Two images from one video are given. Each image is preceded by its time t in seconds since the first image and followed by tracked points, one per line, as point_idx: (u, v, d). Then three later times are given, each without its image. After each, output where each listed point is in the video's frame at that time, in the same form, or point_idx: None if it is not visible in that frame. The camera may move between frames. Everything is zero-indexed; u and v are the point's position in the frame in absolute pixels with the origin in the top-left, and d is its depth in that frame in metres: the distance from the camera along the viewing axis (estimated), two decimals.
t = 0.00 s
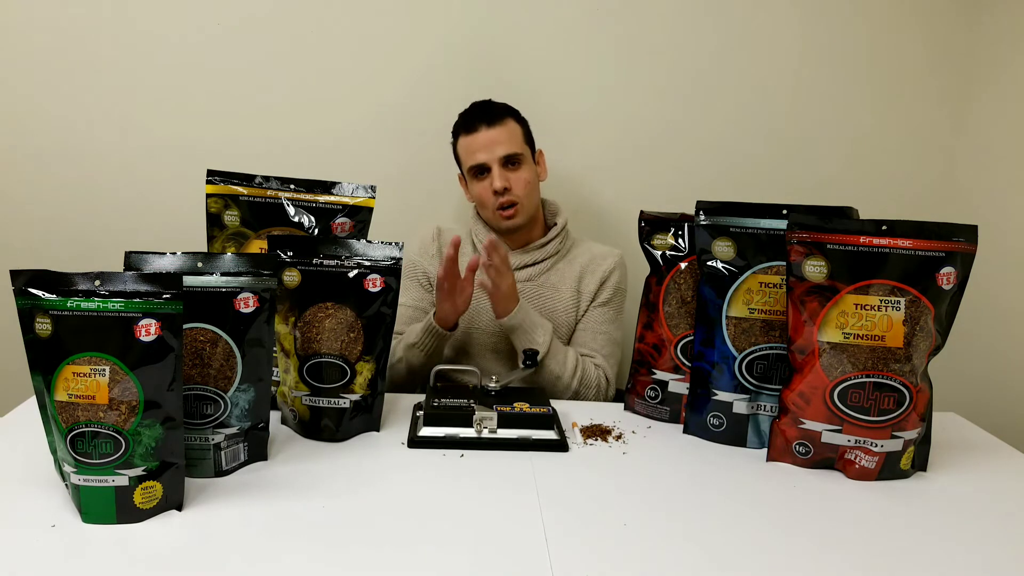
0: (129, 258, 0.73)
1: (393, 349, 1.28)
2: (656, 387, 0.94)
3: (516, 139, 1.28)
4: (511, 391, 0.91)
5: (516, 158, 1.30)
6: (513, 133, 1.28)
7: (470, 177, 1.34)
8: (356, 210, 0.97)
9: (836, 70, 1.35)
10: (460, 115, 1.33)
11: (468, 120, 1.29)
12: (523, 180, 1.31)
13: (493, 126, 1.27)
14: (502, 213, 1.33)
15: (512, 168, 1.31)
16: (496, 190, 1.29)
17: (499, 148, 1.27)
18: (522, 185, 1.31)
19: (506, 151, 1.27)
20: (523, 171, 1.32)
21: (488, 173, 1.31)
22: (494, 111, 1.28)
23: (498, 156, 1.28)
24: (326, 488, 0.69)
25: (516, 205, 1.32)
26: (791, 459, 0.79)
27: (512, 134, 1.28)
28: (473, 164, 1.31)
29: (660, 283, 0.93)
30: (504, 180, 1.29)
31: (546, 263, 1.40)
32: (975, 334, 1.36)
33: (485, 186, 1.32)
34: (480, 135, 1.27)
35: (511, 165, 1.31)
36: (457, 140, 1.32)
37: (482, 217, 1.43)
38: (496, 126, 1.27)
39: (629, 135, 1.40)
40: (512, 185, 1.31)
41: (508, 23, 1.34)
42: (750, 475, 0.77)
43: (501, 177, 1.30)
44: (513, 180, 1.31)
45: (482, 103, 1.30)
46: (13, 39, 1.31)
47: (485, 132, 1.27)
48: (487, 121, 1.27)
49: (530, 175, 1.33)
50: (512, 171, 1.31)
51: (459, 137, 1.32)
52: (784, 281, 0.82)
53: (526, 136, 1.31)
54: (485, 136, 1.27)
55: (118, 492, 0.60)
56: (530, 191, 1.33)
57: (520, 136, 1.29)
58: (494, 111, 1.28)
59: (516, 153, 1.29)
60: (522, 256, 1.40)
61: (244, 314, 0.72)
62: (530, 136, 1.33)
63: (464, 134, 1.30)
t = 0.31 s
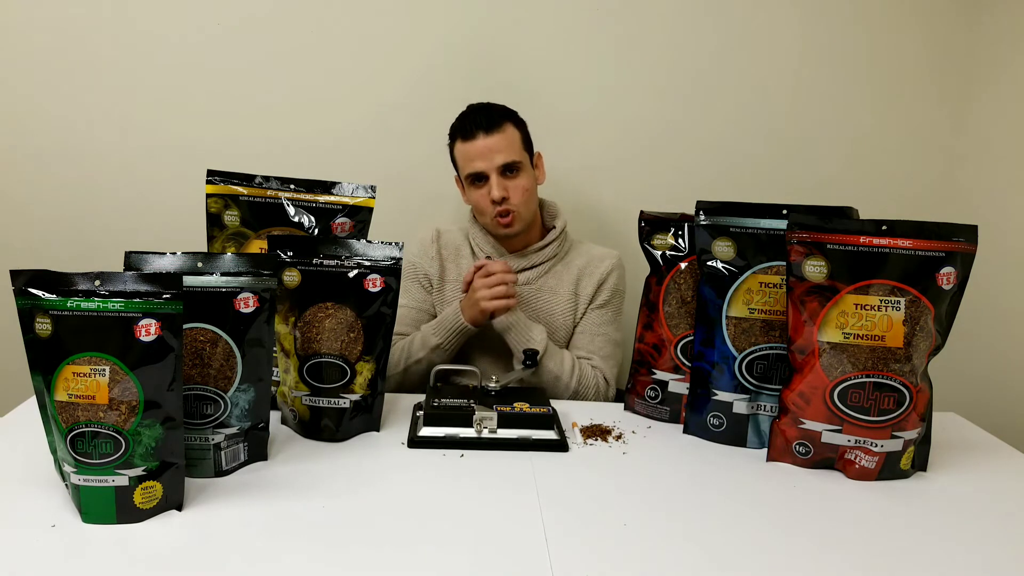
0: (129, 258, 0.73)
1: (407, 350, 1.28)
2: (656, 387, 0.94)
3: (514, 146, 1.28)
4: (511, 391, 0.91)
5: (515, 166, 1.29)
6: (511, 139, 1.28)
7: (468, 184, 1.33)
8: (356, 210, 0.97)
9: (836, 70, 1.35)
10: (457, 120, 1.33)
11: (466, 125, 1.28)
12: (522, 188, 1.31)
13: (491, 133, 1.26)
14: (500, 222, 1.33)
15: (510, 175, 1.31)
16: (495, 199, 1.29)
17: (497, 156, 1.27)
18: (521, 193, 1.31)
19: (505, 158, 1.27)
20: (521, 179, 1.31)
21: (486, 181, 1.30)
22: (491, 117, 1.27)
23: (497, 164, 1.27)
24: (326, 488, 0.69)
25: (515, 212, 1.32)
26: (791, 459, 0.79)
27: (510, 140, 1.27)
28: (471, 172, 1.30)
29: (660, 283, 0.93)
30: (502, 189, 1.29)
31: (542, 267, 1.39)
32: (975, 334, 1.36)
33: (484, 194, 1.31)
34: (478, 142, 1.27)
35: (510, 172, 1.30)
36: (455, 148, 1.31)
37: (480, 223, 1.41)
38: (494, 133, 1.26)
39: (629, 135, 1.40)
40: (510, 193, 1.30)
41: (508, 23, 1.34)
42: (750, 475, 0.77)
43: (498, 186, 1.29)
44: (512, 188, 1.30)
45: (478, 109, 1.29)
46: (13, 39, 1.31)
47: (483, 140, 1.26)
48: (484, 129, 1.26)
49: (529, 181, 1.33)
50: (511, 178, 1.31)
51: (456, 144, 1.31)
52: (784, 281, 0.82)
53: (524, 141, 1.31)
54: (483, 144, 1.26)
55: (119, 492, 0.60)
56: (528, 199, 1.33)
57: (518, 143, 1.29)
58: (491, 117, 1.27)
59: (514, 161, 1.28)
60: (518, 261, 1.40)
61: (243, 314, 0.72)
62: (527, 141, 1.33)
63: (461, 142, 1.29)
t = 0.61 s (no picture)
0: (129, 258, 0.73)
1: (414, 353, 1.28)
2: (656, 387, 0.94)
3: (514, 143, 1.28)
4: (511, 391, 0.91)
5: (515, 163, 1.29)
6: (512, 137, 1.28)
7: (468, 181, 1.33)
8: (356, 210, 0.97)
9: (836, 70, 1.35)
10: (458, 117, 1.33)
11: (467, 123, 1.28)
12: (522, 185, 1.31)
13: (491, 130, 1.26)
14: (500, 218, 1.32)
15: (511, 172, 1.31)
16: (495, 196, 1.28)
17: (498, 152, 1.27)
18: (521, 190, 1.31)
19: (505, 155, 1.27)
20: (522, 176, 1.31)
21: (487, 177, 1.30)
22: (492, 114, 1.27)
23: (497, 160, 1.27)
24: (326, 488, 0.69)
25: (515, 210, 1.32)
26: (791, 459, 0.79)
27: (511, 137, 1.27)
28: (471, 168, 1.31)
29: (660, 283, 0.93)
30: (502, 185, 1.29)
31: (543, 267, 1.39)
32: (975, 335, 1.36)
33: (484, 191, 1.31)
34: (479, 139, 1.27)
35: (510, 169, 1.30)
36: (455, 144, 1.32)
37: (480, 221, 1.41)
38: (494, 130, 1.26)
39: (629, 135, 1.40)
40: (510, 190, 1.30)
41: (508, 23, 1.34)
42: (750, 475, 0.77)
43: (499, 182, 1.29)
44: (512, 185, 1.30)
45: (480, 106, 1.30)
46: (13, 39, 1.31)
47: (483, 137, 1.27)
48: (485, 126, 1.26)
49: (529, 179, 1.33)
50: (511, 175, 1.31)
51: (457, 141, 1.31)
52: (784, 281, 0.82)
53: (525, 139, 1.31)
54: (484, 140, 1.26)
55: (119, 492, 0.60)
56: (528, 195, 1.32)
57: (518, 140, 1.29)
58: (492, 114, 1.27)
59: (514, 158, 1.28)
60: (519, 261, 1.39)
61: (244, 314, 0.72)
62: (528, 139, 1.33)
63: (461, 138, 1.29)
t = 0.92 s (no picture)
0: (129, 258, 0.73)
1: (412, 353, 1.28)
2: (656, 387, 0.94)
3: (521, 143, 1.28)
4: (511, 391, 0.91)
5: (520, 162, 1.30)
6: (518, 136, 1.28)
7: (473, 179, 1.33)
8: (356, 210, 0.97)
9: (836, 70, 1.35)
10: (464, 115, 1.32)
11: (474, 122, 1.28)
12: (526, 185, 1.31)
13: (499, 130, 1.26)
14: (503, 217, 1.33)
15: (515, 172, 1.31)
16: (500, 194, 1.29)
17: (504, 152, 1.27)
18: (525, 190, 1.31)
19: (512, 154, 1.27)
20: (527, 176, 1.32)
21: (491, 176, 1.31)
22: (500, 113, 1.27)
23: (503, 159, 1.27)
24: (326, 488, 0.69)
25: (519, 209, 1.32)
26: (791, 459, 0.79)
27: (518, 137, 1.27)
28: (476, 166, 1.31)
29: (661, 283, 0.93)
30: (507, 184, 1.29)
31: (544, 268, 1.39)
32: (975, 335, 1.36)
33: (488, 189, 1.32)
34: (485, 138, 1.26)
35: (515, 168, 1.30)
36: (461, 141, 1.31)
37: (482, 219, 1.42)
38: (502, 129, 1.26)
39: (629, 135, 1.40)
40: (515, 189, 1.31)
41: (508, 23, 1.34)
42: (750, 475, 0.77)
43: (504, 181, 1.29)
44: (517, 184, 1.30)
45: (487, 104, 1.29)
46: (13, 40, 1.31)
47: (490, 136, 1.26)
48: (492, 124, 1.26)
49: (534, 179, 1.33)
50: (516, 175, 1.31)
51: (462, 138, 1.31)
52: (784, 281, 0.82)
53: (531, 139, 1.31)
54: (491, 139, 1.26)
55: (118, 492, 0.60)
56: (533, 195, 1.33)
57: (525, 140, 1.29)
58: (499, 113, 1.27)
59: (520, 157, 1.29)
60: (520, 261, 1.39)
61: (243, 314, 0.72)
62: (534, 138, 1.33)
63: (468, 136, 1.29)
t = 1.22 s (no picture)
0: (129, 258, 0.73)
1: (409, 354, 1.28)
2: (656, 387, 0.94)
3: (522, 147, 1.27)
4: (510, 391, 0.91)
5: (520, 166, 1.29)
6: (520, 139, 1.27)
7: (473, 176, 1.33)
8: (356, 210, 0.97)
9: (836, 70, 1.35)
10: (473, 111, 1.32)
11: (480, 119, 1.27)
12: (523, 190, 1.30)
13: (501, 130, 1.25)
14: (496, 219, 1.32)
15: (514, 175, 1.30)
16: (495, 195, 1.28)
17: (503, 154, 1.26)
18: (522, 194, 1.30)
19: (510, 157, 1.26)
20: (525, 180, 1.30)
21: (489, 176, 1.30)
22: (505, 113, 1.26)
23: (501, 161, 1.26)
24: (327, 488, 0.69)
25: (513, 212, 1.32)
26: (791, 459, 0.79)
27: (520, 140, 1.26)
28: (476, 165, 1.30)
29: (660, 283, 0.93)
30: (503, 187, 1.29)
31: (545, 268, 1.39)
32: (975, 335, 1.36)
33: (485, 189, 1.31)
34: (488, 137, 1.26)
35: (514, 171, 1.29)
36: (468, 137, 1.31)
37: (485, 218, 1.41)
38: (504, 131, 1.25)
39: (629, 135, 1.40)
40: (511, 193, 1.30)
41: (508, 23, 1.34)
42: (750, 475, 0.77)
43: (500, 183, 1.29)
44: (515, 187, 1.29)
45: (495, 102, 1.28)
46: (14, 39, 1.31)
47: (492, 135, 1.26)
48: (496, 124, 1.25)
49: (533, 184, 1.31)
50: (515, 178, 1.30)
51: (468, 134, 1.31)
52: (784, 281, 0.82)
53: (535, 144, 1.30)
54: (493, 139, 1.26)
55: (118, 492, 0.60)
56: (529, 200, 1.32)
57: (527, 144, 1.28)
58: (504, 113, 1.26)
59: (519, 161, 1.28)
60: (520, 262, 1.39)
61: (243, 314, 0.72)
62: (539, 143, 1.32)
63: (472, 133, 1.29)
